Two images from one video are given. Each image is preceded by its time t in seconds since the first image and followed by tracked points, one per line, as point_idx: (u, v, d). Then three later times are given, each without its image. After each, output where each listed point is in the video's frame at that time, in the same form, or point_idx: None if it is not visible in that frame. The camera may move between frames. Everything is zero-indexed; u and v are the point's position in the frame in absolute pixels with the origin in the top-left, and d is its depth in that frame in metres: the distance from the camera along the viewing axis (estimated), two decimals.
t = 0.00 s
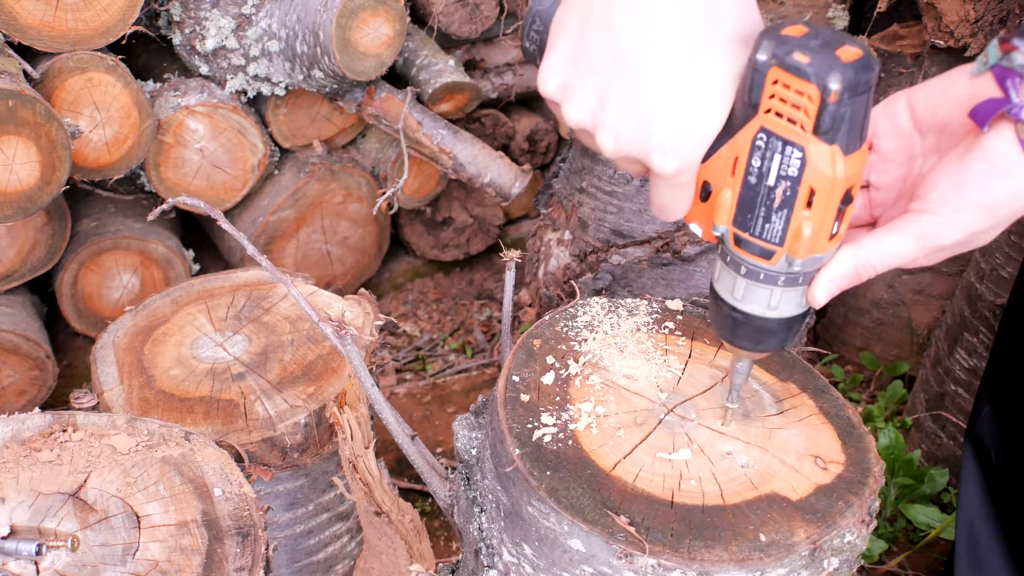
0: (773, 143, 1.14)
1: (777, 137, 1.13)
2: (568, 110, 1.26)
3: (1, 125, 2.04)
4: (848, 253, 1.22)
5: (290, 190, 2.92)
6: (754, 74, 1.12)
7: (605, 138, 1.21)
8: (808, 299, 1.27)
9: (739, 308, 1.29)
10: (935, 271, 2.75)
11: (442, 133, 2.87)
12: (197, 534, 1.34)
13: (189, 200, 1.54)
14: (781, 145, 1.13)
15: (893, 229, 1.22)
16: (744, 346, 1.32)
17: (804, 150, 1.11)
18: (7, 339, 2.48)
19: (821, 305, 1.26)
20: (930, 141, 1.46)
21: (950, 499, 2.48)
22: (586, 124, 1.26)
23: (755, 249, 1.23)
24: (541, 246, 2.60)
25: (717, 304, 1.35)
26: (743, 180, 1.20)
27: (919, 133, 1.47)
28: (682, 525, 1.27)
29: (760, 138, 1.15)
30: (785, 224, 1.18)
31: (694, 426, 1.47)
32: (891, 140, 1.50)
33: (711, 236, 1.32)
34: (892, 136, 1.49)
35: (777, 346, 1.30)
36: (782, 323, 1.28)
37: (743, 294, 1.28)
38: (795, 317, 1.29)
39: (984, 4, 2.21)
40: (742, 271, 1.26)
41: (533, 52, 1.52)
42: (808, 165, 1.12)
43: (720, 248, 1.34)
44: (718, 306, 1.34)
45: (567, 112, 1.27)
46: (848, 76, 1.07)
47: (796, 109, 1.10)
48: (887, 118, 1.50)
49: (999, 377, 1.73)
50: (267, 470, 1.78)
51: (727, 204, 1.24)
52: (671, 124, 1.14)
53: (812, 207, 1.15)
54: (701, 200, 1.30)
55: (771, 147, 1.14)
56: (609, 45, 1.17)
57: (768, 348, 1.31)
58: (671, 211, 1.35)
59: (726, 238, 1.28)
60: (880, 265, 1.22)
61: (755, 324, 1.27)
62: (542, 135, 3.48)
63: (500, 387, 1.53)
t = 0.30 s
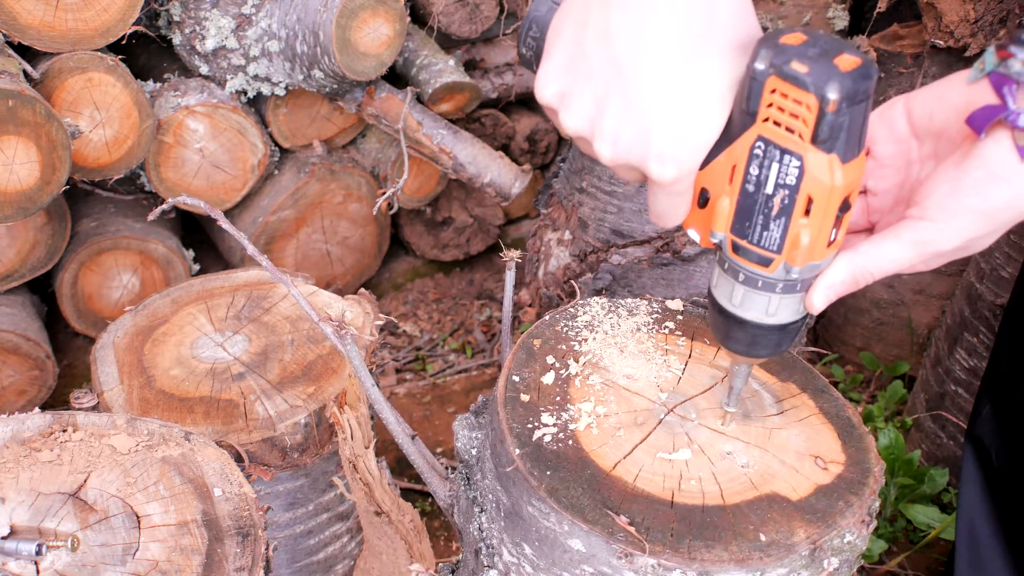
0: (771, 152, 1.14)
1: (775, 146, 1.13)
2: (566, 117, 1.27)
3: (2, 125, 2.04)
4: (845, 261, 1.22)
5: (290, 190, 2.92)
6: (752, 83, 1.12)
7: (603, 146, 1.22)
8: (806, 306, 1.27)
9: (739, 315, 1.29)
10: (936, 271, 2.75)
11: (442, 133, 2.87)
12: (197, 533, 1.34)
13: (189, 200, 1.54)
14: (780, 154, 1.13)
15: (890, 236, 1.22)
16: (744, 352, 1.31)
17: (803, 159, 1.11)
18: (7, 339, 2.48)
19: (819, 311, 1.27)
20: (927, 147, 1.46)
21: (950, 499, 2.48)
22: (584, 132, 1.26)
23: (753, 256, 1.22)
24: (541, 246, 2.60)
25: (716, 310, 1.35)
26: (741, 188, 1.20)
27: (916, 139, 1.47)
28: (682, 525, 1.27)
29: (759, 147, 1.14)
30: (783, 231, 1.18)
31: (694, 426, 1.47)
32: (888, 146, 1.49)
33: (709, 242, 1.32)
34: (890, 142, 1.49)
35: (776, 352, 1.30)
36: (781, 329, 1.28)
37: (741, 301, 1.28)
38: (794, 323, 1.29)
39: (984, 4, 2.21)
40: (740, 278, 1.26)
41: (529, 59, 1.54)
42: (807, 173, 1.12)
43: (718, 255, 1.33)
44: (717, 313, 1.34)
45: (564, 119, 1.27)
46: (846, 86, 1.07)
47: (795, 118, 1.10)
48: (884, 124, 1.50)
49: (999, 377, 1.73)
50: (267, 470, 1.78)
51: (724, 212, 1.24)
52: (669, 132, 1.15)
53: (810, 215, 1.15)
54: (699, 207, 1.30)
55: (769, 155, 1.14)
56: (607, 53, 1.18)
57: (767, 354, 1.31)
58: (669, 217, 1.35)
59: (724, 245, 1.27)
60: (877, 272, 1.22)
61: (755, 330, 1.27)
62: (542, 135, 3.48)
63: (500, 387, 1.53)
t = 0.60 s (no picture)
0: (778, 157, 1.14)
1: (782, 151, 1.13)
2: (572, 121, 1.26)
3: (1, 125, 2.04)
4: (848, 265, 1.22)
5: (290, 190, 2.92)
6: (760, 88, 1.12)
7: (609, 149, 1.21)
8: (808, 310, 1.27)
9: (745, 321, 1.29)
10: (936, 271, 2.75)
11: (442, 133, 2.87)
12: (197, 533, 1.34)
13: (188, 200, 1.54)
14: (786, 158, 1.14)
15: (893, 241, 1.22)
16: (748, 358, 1.31)
17: (809, 163, 1.12)
18: (7, 339, 2.48)
19: (822, 315, 1.26)
20: (927, 151, 1.46)
21: (950, 499, 2.48)
22: (589, 135, 1.26)
23: (758, 261, 1.23)
24: (541, 246, 2.60)
25: (718, 314, 1.35)
26: (746, 193, 1.20)
27: (917, 143, 1.47)
28: (682, 525, 1.27)
29: (765, 151, 1.15)
30: (789, 236, 1.18)
31: (694, 427, 1.47)
32: (889, 150, 1.50)
33: (712, 246, 1.33)
34: (891, 147, 1.49)
35: (782, 355, 1.31)
36: (786, 333, 1.28)
37: (745, 305, 1.28)
38: (799, 327, 1.29)
39: (984, 4, 2.21)
40: (744, 283, 1.26)
41: (533, 62, 1.50)
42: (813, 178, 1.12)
43: (721, 259, 1.33)
44: (720, 319, 1.34)
45: (570, 123, 1.27)
46: (854, 92, 1.07)
47: (802, 124, 1.10)
48: (885, 128, 1.50)
49: (999, 378, 1.73)
50: (267, 470, 1.78)
51: (730, 216, 1.24)
52: (675, 137, 1.14)
53: (815, 220, 1.15)
54: (704, 211, 1.30)
55: (775, 160, 1.15)
56: (614, 57, 1.17)
57: (771, 358, 1.31)
58: (671, 222, 1.34)
59: (728, 250, 1.28)
60: (880, 276, 1.22)
61: (762, 335, 1.27)
62: (542, 135, 3.48)
63: (500, 387, 1.53)
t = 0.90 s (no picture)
0: (776, 157, 1.14)
1: (780, 152, 1.14)
2: (569, 126, 1.25)
3: (1, 125, 2.04)
4: (846, 266, 1.22)
5: (290, 190, 2.92)
6: (756, 89, 1.12)
7: (607, 154, 1.20)
8: (807, 310, 1.28)
9: (750, 324, 1.28)
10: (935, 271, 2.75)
11: (442, 133, 2.87)
12: (197, 533, 1.34)
13: (188, 201, 1.53)
14: (784, 159, 1.14)
15: (890, 241, 1.21)
16: (756, 360, 1.31)
17: (807, 163, 1.12)
18: (7, 339, 2.48)
19: (821, 316, 1.26)
20: (924, 152, 1.46)
21: (949, 499, 2.48)
22: (588, 140, 1.24)
23: (757, 262, 1.23)
24: (541, 246, 2.60)
25: (718, 316, 1.35)
26: (745, 194, 1.20)
27: (914, 144, 1.47)
28: (682, 525, 1.27)
29: (763, 152, 1.15)
30: (788, 236, 1.18)
31: (694, 427, 1.47)
32: (886, 152, 1.50)
33: (711, 249, 1.33)
34: (888, 148, 1.49)
35: (788, 352, 1.31)
36: (792, 331, 1.29)
37: (744, 306, 1.28)
38: (801, 324, 1.29)
39: (984, 4, 2.21)
40: (743, 284, 1.26)
41: (530, 69, 1.50)
42: (811, 178, 1.13)
43: (720, 261, 1.33)
44: (721, 325, 1.34)
45: (568, 127, 1.25)
46: (850, 91, 1.08)
47: (799, 124, 1.11)
48: (882, 130, 1.50)
49: (999, 378, 1.73)
50: (267, 470, 1.78)
51: (729, 218, 1.24)
52: (674, 139, 1.14)
53: (814, 219, 1.16)
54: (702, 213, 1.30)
55: (773, 161, 1.15)
56: (611, 61, 1.16)
57: (771, 359, 1.31)
58: (670, 225, 1.35)
59: (727, 251, 1.28)
60: (878, 276, 1.21)
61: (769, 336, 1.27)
62: (542, 135, 3.48)
63: (500, 387, 1.53)
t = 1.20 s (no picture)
0: (772, 164, 1.14)
1: (776, 159, 1.14)
2: (565, 135, 1.23)
3: (2, 125, 2.04)
4: (844, 269, 1.22)
5: (290, 190, 2.92)
6: (752, 97, 1.12)
7: (604, 162, 1.20)
8: (805, 315, 1.28)
9: (751, 330, 1.28)
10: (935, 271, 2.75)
11: (442, 132, 2.87)
12: (197, 533, 1.34)
13: (188, 201, 1.53)
14: (781, 166, 1.14)
15: (886, 245, 1.21)
16: (756, 365, 1.31)
17: (804, 170, 1.12)
18: (7, 339, 2.48)
19: (819, 319, 1.26)
20: (920, 154, 1.46)
21: (950, 499, 2.48)
22: (583, 148, 1.23)
23: (755, 268, 1.23)
24: (541, 246, 2.60)
25: (716, 321, 1.34)
26: (741, 202, 1.20)
27: (909, 147, 1.47)
28: (682, 525, 1.27)
29: (759, 159, 1.15)
30: (785, 242, 1.18)
31: (694, 427, 1.47)
32: (882, 155, 1.50)
33: (709, 255, 1.32)
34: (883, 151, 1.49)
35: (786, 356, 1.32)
36: (791, 335, 1.29)
37: (742, 312, 1.28)
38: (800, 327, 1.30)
39: (984, 4, 2.21)
40: (742, 290, 1.26)
41: (524, 78, 1.44)
42: (808, 185, 1.13)
43: (717, 267, 1.33)
44: (720, 332, 1.34)
45: (563, 136, 1.24)
46: (846, 98, 1.08)
47: (795, 131, 1.11)
48: (877, 134, 1.50)
49: (998, 378, 1.73)
50: (267, 470, 1.78)
51: (725, 225, 1.24)
52: (670, 147, 1.14)
53: (811, 226, 1.16)
54: (698, 220, 1.29)
55: (770, 168, 1.15)
56: (606, 69, 1.15)
57: (769, 364, 1.31)
58: (666, 231, 1.35)
59: (724, 258, 1.27)
60: (875, 280, 1.22)
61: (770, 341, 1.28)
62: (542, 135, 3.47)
63: (500, 387, 1.53)
